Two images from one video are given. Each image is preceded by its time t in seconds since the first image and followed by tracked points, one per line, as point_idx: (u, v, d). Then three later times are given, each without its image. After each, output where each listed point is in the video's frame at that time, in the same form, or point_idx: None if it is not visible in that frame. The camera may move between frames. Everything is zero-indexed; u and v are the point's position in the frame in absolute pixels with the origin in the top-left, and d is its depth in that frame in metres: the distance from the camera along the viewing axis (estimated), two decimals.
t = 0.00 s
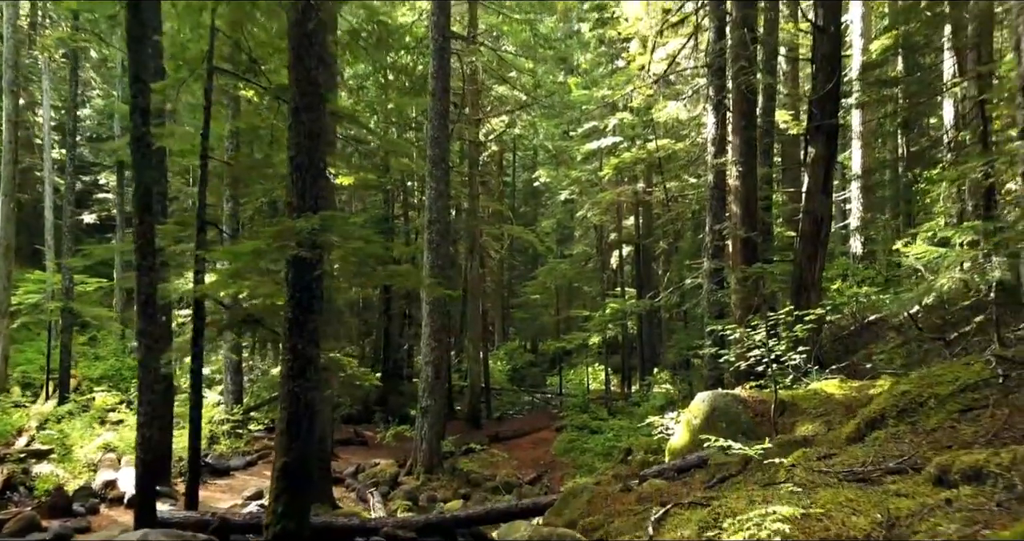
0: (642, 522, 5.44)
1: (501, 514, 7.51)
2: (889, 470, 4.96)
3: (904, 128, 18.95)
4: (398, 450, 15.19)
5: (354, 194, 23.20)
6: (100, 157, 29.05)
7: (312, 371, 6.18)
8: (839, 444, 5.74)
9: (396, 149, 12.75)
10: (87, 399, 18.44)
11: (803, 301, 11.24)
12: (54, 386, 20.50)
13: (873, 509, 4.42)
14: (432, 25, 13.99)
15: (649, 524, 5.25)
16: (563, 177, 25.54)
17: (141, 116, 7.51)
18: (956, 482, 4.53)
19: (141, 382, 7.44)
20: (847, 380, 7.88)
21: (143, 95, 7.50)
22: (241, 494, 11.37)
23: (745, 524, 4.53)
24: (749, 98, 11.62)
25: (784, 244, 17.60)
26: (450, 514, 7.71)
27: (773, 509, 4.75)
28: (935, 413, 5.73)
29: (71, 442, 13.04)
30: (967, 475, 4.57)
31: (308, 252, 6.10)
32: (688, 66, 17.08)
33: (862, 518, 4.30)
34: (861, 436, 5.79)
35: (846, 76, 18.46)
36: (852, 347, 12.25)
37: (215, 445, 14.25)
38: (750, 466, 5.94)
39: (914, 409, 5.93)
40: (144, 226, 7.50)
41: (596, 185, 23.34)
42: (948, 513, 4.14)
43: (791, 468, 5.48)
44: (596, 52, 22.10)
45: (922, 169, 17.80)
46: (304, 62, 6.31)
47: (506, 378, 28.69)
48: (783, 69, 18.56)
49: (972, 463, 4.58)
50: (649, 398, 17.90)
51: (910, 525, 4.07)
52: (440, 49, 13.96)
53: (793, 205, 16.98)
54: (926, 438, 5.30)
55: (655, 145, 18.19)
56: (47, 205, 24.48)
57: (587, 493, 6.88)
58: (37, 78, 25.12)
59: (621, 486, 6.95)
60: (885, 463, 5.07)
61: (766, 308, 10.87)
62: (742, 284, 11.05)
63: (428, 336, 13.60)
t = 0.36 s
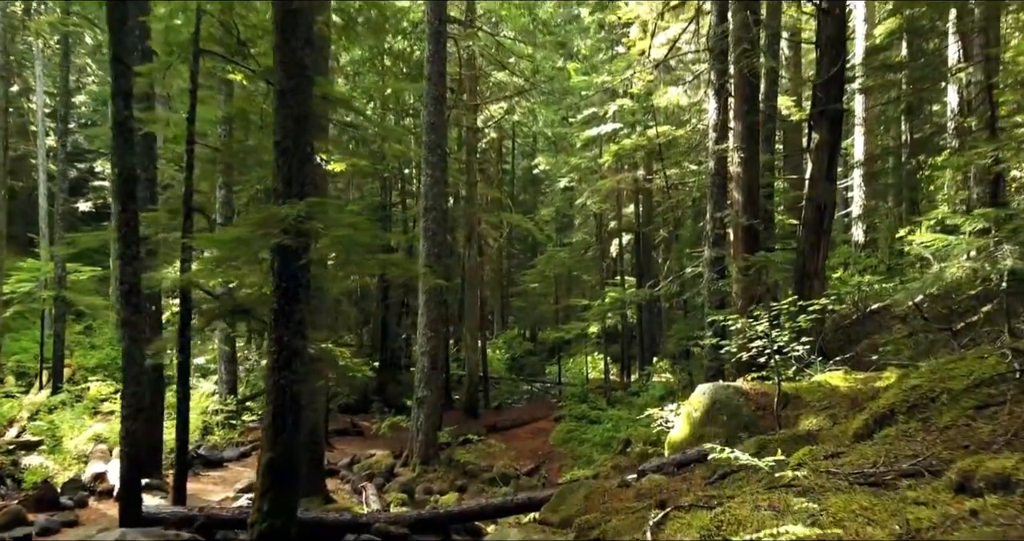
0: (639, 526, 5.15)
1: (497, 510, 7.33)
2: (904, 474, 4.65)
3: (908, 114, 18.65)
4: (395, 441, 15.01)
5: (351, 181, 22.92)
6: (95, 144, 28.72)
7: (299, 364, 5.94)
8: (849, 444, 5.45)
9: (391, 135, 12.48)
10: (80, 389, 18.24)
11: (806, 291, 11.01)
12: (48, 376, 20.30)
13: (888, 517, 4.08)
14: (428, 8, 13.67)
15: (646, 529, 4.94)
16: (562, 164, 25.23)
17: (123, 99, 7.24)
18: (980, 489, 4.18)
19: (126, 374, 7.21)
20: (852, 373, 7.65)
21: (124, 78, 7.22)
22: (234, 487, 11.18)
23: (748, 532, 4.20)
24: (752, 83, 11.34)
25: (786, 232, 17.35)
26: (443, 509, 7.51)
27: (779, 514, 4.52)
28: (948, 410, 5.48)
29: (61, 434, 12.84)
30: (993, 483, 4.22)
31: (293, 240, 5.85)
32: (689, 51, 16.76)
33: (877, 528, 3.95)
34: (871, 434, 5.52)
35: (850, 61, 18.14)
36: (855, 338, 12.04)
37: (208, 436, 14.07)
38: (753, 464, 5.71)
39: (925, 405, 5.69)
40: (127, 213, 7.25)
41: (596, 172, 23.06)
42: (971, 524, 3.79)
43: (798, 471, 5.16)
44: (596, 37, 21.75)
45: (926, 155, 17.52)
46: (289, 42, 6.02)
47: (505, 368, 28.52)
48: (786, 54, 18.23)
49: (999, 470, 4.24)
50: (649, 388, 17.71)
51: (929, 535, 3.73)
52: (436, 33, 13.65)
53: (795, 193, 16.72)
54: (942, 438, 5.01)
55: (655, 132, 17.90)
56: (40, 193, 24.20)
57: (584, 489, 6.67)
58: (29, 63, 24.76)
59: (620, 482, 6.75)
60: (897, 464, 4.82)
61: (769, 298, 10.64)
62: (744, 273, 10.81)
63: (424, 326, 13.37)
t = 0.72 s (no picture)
0: (638, 530, 4.81)
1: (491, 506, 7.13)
2: (925, 482, 4.32)
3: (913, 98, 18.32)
4: (390, 431, 14.81)
5: (346, 168, 22.59)
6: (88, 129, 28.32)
7: (283, 356, 5.69)
8: (862, 444, 5.13)
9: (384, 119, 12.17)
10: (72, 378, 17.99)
11: (809, 279, 10.77)
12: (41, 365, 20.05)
13: (912, 531, 3.72)
14: None
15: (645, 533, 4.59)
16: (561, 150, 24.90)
17: (100, 79, 6.92)
18: (1012, 504, 3.84)
19: (106, 366, 6.92)
20: (859, 364, 7.40)
21: (101, 57, 6.91)
22: (225, 479, 10.96)
23: None
24: (755, 65, 11.02)
25: (788, 219, 17.06)
26: (435, 504, 7.31)
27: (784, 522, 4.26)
28: (965, 408, 5.19)
29: (50, 424, 12.60)
30: None
31: (276, 226, 5.57)
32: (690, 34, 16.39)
33: None
34: (885, 434, 5.21)
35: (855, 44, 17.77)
36: (857, 327, 11.81)
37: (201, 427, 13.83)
38: (757, 460, 5.45)
39: (940, 402, 5.40)
40: (106, 199, 6.95)
41: (595, 158, 22.73)
42: None
43: (809, 474, 4.82)
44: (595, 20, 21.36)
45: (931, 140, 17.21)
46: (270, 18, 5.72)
47: (504, 355, 28.30)
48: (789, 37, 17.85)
49: None
50: (647, 376, 17.51)
51: None
52: (431, 14, 13.30)
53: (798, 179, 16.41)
54: (964, 442, 4.69)
55: (655, 117, 17.56)
56: (33, 179, 23.86)
57: (582, 485, 6.43)
58: (20, 47, 24.35)
59: (618, 477, 6.54)
60: (911, 466, 4.54)
61: (772, 287, 10.39)
62: (746, 260, 10.55)
63: (419, 315, 13.12)
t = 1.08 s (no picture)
0: None
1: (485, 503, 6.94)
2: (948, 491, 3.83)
3: (919, 83, 17.96)
4: (386, 421, 14.61)
5: (342, 153, 22.21)
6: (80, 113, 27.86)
7: (266, 349, 5.45)
8: (874, 448, 4.68)
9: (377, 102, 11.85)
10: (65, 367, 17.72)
11: (813, 267, 10.50)
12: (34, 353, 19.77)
13: None
14: None
15: None
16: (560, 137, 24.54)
17: (76, 60, 6.57)
18: None
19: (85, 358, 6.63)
20: (864, 356, 7.18)
21: (78, 35, 6.57)
22: (216, 471, 10.75)
23: None
24: (759, 48, 10.69)
25: (791, 206, 16.75)
26: (428, 500, 7.10)
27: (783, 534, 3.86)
28: (985, 407, 4.74)
29: (39, 415, 12.33)
30: None
31: (257, 213, 5.32)
32: (691, 16, 15.99)
33: None
34: (898, 437, 4.76)
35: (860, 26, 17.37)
36: (860, 316, 11.58)
37: (193, 418, 13.62)
38: (760, 466, 5.08)
39: (957, 400, 4.97)
40: (84, 184, 6.62)
41: (595, 144, 22.40)
42: None
43: (817, 482, 4.36)
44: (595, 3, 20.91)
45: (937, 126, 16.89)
46: None
47: (502, 343, 28.07)
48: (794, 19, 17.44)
49: None
50: (647, 365, 17.29)
51: None
52: None
53: (801, 164, 16.09)
54: (988, 446, 4.23)
55: (656, 102, 17.21)
56: (25, 164, 23.48)
57: (578, 482, 6.20)
58: (10, 30, 23.85)
59: (617, 474, 6.31)
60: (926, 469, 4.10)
61: (774, 276, 10.15)
62: (748, 248, 10.30)
63: (414, 304, 12.85)
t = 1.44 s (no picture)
0: None
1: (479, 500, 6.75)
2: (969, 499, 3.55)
3: (924, 69, 17.64)
4: (381, 413, 14.43)
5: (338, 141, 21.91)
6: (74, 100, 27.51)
7: (247, 344, 5.22)
8: (888, 451, 4.40)
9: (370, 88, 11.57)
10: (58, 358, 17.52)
11: (816, 257, 10.28)
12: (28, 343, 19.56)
13: None
14: None
15: None
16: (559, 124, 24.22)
17: (52, 42, 6.31)
18: None
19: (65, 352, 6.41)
20: (871, 349, 6.96)
21: (54, 17, 6.29)
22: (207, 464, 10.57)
23: None
24: (762, 31, 10.40)
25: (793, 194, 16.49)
26: (420, 498, 6.88)
27: None
28: (1005, 407, 4.46)
29: (28, 408, 12.14)
30: None
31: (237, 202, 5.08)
32: None
33: None
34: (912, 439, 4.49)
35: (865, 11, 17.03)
36: (864, 307, 11.36)
37: (186, 410, 13.42)
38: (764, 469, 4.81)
39: (974, 399, 4.69)
40: (62, 172, 6.37)
41: (594, 132, 22.09)
42: None
43: (826, 489, 4.09)
44: None
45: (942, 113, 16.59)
46: None
47: (501, 333, 27.86)
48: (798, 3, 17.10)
49: None
50: (647, 356, 17.08)
51: None
52: None
53: (804, 152, 15.82)
54: (1012, 451, 3.94)
55: (656, 88, 16.90)
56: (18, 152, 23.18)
57: (575, 480, 5.99)
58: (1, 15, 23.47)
59: (615, 471, 6.11)
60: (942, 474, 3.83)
61: (777, 266, 9.92)
62: (750, 238, 10.06)
63: (410, 294, 12.63)
